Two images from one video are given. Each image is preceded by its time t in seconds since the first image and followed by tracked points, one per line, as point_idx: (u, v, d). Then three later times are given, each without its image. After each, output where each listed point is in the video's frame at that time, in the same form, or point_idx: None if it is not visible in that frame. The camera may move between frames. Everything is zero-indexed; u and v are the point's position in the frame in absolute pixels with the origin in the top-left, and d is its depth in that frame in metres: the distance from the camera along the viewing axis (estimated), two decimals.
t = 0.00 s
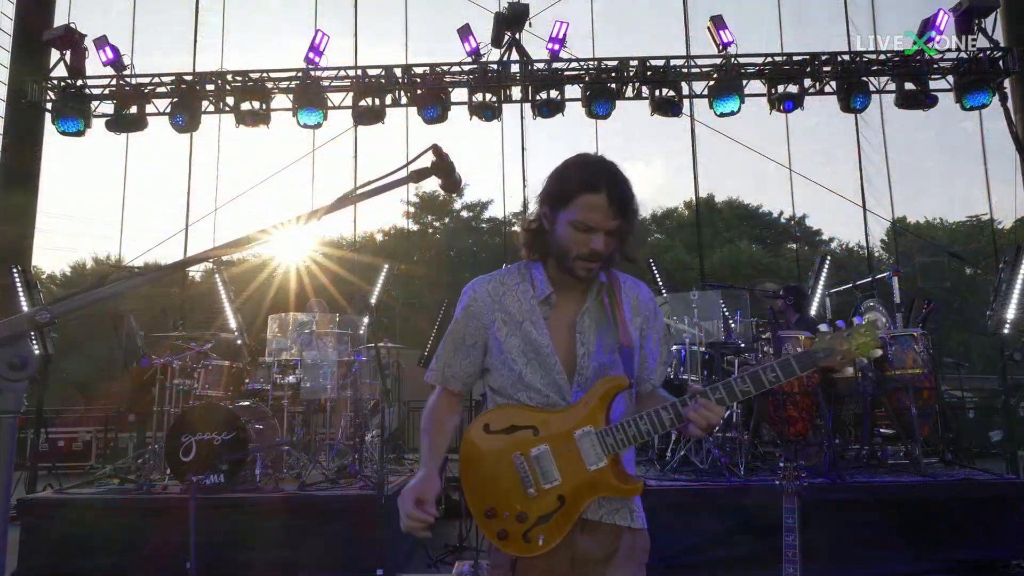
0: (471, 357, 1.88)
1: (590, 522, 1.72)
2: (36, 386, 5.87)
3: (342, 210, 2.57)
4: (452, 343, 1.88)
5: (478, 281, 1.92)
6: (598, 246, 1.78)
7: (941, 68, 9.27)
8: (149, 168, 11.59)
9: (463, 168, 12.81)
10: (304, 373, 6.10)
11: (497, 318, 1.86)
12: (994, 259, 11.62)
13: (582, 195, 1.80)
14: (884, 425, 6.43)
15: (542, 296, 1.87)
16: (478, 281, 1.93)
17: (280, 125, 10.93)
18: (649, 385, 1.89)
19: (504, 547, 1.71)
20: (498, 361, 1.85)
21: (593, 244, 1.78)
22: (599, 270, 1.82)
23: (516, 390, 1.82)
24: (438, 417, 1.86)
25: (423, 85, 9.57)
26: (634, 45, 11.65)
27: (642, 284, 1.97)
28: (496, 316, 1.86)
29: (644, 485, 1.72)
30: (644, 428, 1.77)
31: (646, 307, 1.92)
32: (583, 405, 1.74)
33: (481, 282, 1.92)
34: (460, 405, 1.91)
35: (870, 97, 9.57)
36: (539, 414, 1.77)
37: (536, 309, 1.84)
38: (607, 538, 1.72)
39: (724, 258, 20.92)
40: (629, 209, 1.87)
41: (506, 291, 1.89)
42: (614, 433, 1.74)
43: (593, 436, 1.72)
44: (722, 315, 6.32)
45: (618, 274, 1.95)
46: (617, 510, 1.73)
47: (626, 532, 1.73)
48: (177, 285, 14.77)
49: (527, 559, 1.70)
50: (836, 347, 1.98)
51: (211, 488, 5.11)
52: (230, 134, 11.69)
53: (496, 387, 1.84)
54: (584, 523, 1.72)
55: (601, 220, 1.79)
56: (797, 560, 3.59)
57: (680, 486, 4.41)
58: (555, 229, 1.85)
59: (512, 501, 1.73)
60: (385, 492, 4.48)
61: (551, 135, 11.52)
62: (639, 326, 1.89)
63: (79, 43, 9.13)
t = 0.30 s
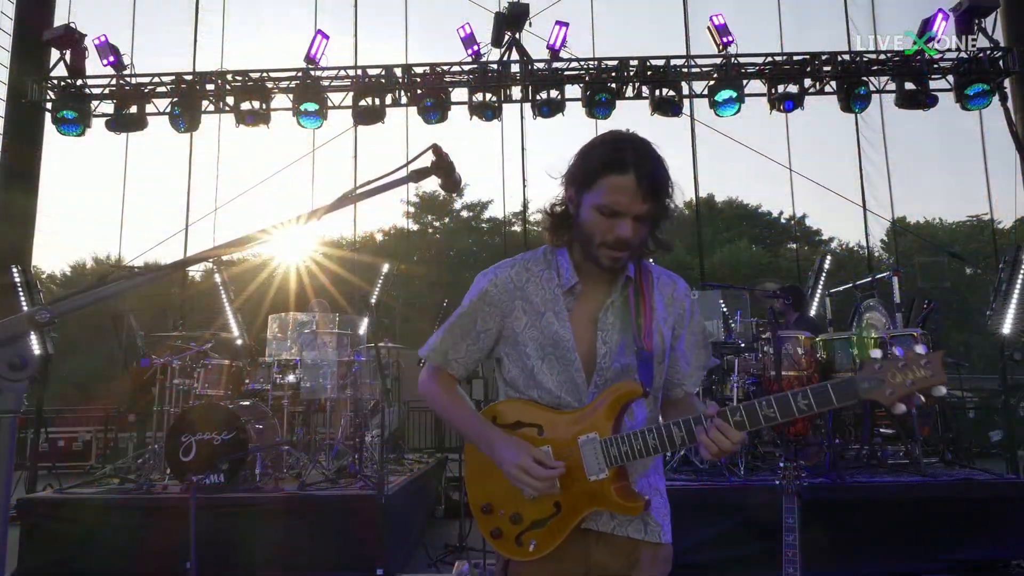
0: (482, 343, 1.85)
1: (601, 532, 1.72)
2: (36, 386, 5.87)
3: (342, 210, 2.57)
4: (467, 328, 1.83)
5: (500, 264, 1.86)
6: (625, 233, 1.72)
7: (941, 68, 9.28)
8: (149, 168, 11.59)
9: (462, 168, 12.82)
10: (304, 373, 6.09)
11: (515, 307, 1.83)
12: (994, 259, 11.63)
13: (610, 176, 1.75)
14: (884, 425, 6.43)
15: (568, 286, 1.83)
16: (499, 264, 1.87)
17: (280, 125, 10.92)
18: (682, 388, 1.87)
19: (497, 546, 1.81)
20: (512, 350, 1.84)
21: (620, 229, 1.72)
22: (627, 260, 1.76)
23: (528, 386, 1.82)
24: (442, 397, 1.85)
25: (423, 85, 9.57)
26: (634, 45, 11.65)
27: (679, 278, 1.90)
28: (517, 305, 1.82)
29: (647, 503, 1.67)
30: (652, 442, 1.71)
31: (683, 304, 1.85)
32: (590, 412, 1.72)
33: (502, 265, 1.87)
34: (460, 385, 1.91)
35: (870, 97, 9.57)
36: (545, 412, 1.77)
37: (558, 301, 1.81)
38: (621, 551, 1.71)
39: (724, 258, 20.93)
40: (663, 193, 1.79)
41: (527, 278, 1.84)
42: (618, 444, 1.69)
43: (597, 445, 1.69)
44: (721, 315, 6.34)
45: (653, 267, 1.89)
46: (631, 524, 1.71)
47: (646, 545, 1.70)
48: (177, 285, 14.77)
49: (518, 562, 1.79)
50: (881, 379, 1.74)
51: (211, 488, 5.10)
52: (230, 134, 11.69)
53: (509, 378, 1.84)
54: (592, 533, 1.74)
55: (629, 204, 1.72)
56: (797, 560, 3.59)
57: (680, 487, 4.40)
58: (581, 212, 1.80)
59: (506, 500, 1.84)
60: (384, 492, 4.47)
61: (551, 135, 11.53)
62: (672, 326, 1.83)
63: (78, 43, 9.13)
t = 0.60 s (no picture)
0: (483, 339, 1.84)
1: (604, 536, 1.72)
2: (36, 386, 5.86)
3: (341, 210, 2.57)
4: (468, 324, 1.82)
5: (502, 259, 1.85)
6: (625, 218, 1.71)
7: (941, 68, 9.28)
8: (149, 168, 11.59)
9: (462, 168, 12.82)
10: (304, 373, 6.05)
11: (517, 302, 1.82)
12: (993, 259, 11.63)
13: (610, 161, 1.74)
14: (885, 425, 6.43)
15: (569, 280, 1.82)
16: (501, 258, 1.86)
17: (280, 125, 10.92)
18: (708, 386, 1.82)
19: (494, 544, 1.83)
20: (515, 347, 1.84)
21: (620, 216, 1.71)
22: (630, 250, 1.75)
23: (532, 383, 1.82)
24: (447, 396, 1.83)
25: (423, 84, 9.57)
26: (634, 45, 11.65)
27: (695, 270, 1.87)
28: (519, 301, 1.82)
29: (646, 512, 1.67)
30: (654, 450, 1.72)
31: (700, 296, 1.82)
32: (594, 416, 1.73)
33: (504, 260, 1.86)
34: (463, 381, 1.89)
35: (870, 97, 9.57)
36: (547, 412, 1.78)
37: (560, 296, 1.80)
38: (628, 554, 1.70)
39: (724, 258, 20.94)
40: (665, 175, 1.77)
41: (530, 273, 1.84)
42: (618, 450, 1.71)
43: (597, 449, 1.71)
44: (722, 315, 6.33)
45: (667, 261, 1.87)
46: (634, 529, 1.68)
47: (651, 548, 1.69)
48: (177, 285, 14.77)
49: (516, 562, 1.80)
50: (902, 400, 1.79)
51: (211, 488, 5.10)
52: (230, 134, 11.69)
53: (512, 376, 1.84)
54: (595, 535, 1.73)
55: (629, 188, 1.72)
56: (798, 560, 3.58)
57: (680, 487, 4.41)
58: (582, 200, 1.80)
59: (504, 499, 1.86)
60: (385, 492, 4.47)
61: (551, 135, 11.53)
62: (685, 322, 1.80)
63: (78, 43, 9.12)
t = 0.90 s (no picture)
0: (476, 345, 1.88)
1: (599, 540, 1.71)
2: (36, 386, 5.86)
3: (341, 210, 2.57)
4: (460, 329, 1.87)
5: (496, 266, 1.88)
6: (617, 229, 1.73)
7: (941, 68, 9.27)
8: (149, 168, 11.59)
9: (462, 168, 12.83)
10: (304, 373, 6.05)
11: (509, 309, 1.84)
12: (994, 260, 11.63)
13: (603, 169, 1.75)
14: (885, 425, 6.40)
15: (562, 289, 1.83)
16: (494, 265, 1.88)
17: (280, 125, 10.93)
18: (706, 388, 1.82)
19: (489, 548, 1.82)
20: (506, 355, 1.86)
21: (611, 226, 1.72)
22: (622, 259, 1.77)
23: (526, 391, 1.82)
24: (444, 401, 1.88)
25: (424, 84, 9.56)
26: (634, 45, 11.65)
27: (691, 275, 1.86)
28: (509, 308, 1.83)
29: (639, 518, 1.66)
30: (647, 459, 1.69)
31: (695, 302, 1.82)
32: (586, 423, 1.71)
33: (498, 266, 1.88)
34: (459, 385, 1.95)
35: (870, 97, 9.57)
36: (541, 418, 1.78)
37: (553, 304, 1.80)
38: (623, 558, 1.68)
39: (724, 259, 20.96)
40: (658, 184, 1.78)
41: (523, 280, 1.85)
42: (611, 456, 1.69)
43: (590, 456, 1.70)
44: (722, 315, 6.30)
45: (662, 266, 1.87)
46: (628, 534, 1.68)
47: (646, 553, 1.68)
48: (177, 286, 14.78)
49: (510, 566, 1.79)
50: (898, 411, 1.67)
51: (211, 488, 5.09)
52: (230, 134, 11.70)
53: (505, 384, 1.85)
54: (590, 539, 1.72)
55: (621, 198, 1.72)
56: (798, 561, 3.58)
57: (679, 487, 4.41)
58: (574, 207, 1.81)
59: (499, 504, 1.84)
60: (385, 492, 4.48)
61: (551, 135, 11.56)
62: (680, 328, 1.81)
63: (79, 43, 9.12)
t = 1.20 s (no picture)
0: (460, 349, 1.87)
1: (586, 536, 1.70)
2: (35, 386, 5.86)
3: (341, 210, 2.57)
4: (443, 334, 1.87)
5: (476, 271, 1.88)
6: (589, 227, 1.74)
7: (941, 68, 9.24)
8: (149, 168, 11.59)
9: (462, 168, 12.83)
10: (304, 373, 6.03)
11: (491, 313, 1.83)
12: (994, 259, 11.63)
13: (574, 170, 1.77)
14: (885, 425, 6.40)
15: (542, 291, 1.83)
16: (475, 270, 1.89)
17: (280, 125, 10.93)
18: (676, 390, 1.84)
19: (480, 551, 1.82)
20: (490, 357, 1.86)
21: (583, 225, 1.74)
22: (596, 257, 1.77)
23: (510, 392, 1.82)
24: (429, 406, 1.86)
25: (423, 84, 9.55)
26: (634, 45, 11.65)
27: (662, 278, 1.89)
28: (491, 312, 1.83)
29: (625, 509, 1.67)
30: (630, 449, 1.71)
31: (666, 305, 1.84)
32: (570, 419, 1.72)
33: (479, 272, 1.89)
34: (447, 391, 1.94)
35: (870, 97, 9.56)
36: (526, 417, 1.78)
37: (534, 305, 1.81)
38: (609, 549, 1.67)
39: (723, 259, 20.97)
40: (629, 185, 1.80)
41: (504, 283, 1.86)
42: (596, 449, 1.71)
43: (575, 450, 1.71)
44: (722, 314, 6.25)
45: (635, 268, 1.90)
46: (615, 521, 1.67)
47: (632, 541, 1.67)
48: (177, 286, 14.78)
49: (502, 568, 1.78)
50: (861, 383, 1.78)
51: (211, 488, 5.09)
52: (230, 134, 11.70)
53: (490, 386, 1.85)
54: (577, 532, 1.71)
55: (593, 198, 1.74)
56: (798, 561, 3.58)
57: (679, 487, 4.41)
58: (549, 209, 1.82)
59: (489, 505, 1.84)
60: (385, 492, 4.48)
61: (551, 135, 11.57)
62: (655, 329, 1.81)
63: (78, 43, 9.12)
